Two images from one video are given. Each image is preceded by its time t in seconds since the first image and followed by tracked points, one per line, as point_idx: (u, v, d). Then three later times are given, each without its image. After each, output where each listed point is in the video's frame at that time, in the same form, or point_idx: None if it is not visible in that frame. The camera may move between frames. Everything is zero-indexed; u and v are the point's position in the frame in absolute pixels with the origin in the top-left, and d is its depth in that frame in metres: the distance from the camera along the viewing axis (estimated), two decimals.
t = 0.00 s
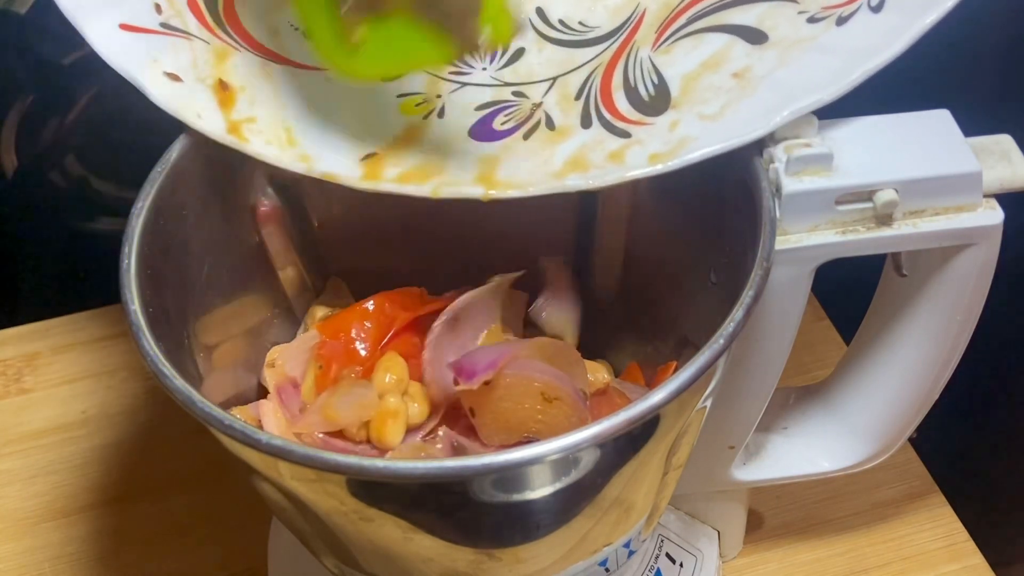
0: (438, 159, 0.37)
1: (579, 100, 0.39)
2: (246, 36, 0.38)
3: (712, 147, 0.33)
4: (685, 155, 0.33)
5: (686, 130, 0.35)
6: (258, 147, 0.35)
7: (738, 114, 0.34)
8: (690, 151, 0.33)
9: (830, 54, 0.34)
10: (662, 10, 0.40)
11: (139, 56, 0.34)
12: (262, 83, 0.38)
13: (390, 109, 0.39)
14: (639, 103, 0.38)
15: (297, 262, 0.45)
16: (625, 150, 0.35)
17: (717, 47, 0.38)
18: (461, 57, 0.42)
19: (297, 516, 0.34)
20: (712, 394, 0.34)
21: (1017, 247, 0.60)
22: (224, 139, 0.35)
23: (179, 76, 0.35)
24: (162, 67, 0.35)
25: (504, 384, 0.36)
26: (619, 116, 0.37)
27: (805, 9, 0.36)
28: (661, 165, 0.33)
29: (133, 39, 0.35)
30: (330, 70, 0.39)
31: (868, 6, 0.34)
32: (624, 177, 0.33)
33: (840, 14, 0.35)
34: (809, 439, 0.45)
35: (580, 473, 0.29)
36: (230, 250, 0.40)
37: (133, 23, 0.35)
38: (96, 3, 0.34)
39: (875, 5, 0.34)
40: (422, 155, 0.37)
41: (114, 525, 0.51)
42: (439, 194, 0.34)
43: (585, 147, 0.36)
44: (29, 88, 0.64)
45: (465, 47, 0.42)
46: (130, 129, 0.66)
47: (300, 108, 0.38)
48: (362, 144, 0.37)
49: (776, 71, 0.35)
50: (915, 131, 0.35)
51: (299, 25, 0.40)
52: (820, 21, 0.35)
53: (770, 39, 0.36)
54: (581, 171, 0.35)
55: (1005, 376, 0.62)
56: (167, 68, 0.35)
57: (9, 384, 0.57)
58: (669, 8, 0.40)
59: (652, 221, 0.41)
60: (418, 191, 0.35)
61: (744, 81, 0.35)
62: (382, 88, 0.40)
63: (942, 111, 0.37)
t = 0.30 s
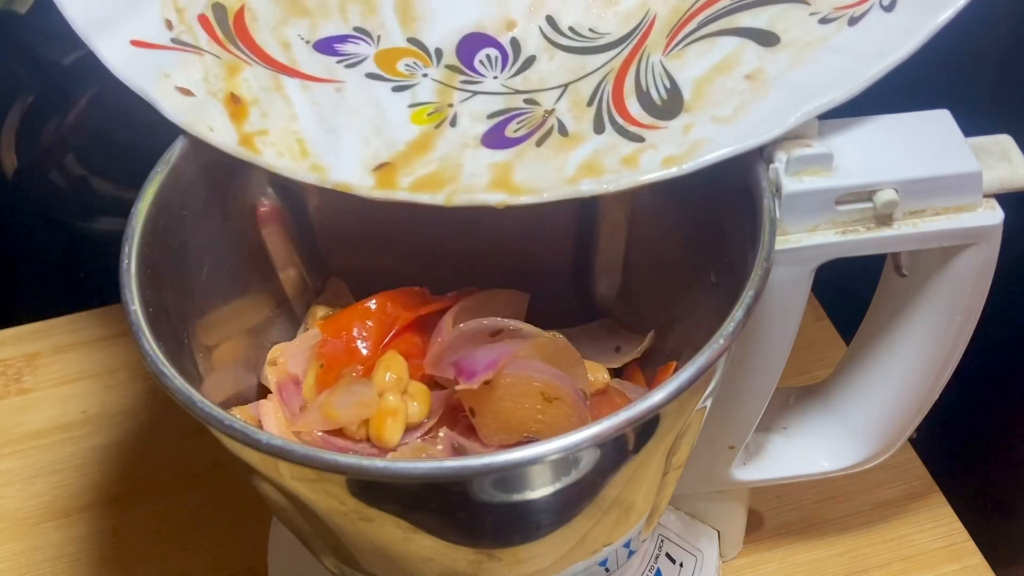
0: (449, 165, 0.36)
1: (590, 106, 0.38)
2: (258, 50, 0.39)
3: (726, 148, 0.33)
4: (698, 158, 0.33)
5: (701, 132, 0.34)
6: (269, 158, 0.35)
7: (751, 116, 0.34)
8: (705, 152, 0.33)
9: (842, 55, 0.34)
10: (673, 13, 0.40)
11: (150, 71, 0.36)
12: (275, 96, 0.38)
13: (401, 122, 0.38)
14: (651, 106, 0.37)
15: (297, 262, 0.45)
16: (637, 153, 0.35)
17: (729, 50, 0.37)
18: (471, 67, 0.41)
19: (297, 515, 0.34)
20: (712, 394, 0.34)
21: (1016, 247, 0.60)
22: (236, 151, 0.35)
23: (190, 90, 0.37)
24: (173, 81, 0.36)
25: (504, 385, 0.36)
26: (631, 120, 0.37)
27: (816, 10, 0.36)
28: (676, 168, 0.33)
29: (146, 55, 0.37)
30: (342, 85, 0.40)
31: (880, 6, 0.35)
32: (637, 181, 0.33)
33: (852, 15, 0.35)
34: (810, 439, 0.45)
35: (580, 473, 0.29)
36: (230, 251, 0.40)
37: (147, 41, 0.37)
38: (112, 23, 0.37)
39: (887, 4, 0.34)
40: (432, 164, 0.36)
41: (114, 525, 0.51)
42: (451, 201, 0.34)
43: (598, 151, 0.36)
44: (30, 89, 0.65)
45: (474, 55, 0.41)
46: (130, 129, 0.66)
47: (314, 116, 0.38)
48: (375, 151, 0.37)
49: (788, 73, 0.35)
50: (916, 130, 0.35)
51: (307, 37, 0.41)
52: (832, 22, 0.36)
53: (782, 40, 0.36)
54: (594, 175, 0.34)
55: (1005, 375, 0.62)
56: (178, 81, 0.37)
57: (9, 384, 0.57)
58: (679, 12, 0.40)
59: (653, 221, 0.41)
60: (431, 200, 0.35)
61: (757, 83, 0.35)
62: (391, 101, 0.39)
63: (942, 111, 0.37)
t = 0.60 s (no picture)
0: (419, 138, 0.35)
1: (562, 80, 0.38)
2: (238, 24, 0.39)
3: (695, 121, 0.32)
4: (667, 131, 0.32)
5: (667, 107, 0.33)
6: (247, 127, 0.34)
7: (720, 91, 0.33)
8: (674, 126, 0.32)
9: (807, 32, 0.33)
10: None
11: (133, 40, 0.34)
12: (253, 68, 0.37)
13: (377, 94, 0.38)
14: (621, 82, 0.36)
15: (297, 262, 0.45)
16: (606, 127, 0.34)
17: (700, 28, 0.37)
18: (447, 42, 0.41)
19: (297, 516, 0.34)
20: (712, 393, 0.34)
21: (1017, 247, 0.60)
22: (215, 121, 0.33)
23: (171, 60, 0.35)
24: (155, 53, 0.35)
25: (503, 385, 0.36)
26: (602, 95, 0.36)
27: None
28: (641, 142, 0.32)
29: (128, 27, 0.35)
30: (320, 58, 0.39)
31: None
32: (605, 152, 0.32)
33: None
34: (810, 439, 0.45)
35: (580, 473, 0.29)
36: (230, 251, 0.40)
37: (129, 13, 0.35)
38: None
39: None
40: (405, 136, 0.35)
41: (114, 525, 0.51)
42: (422, 170, 0.32)
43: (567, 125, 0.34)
44: (29, 89, 0.64)
45: (451, 32, 0.42)
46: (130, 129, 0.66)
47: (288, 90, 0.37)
48: (349, 125, 0.35)
49: (755, 50, 0.34)
50: (914, 130, 0.35)
51: (287, 12, 0.41)
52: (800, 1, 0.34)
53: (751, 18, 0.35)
54: (563, 148, 0.33)
55: (1006, 376, 0.62)
56: (160, 53, 0.35)
57: (9, 384, 0.57)
58: None
59: (652, 220, 0.41)
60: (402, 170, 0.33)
61: (725, 60, 0.34)
62: (367, 74, 0.39)
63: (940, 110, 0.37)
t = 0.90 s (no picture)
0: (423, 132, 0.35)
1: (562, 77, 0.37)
2: (239, 17, 0.39)
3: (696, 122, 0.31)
4: (670, 129, 0.31)
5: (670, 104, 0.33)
6: (249, 122, 0.33)
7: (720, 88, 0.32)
8: (678, 124, 0.32)
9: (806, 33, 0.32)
10: None
11: (134, 33, 0.34)
12: (255, 61, 0.37)
13: (377, 89, 0.38)
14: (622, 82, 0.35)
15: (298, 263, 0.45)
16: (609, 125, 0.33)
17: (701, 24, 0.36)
18: (449, 37, 0.41)
19: (297, 516, 0.34)
20: (712, 393, 0.34)
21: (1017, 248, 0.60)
22: (216, 115, 0.33)
23: (173, 54, 0.34)
24: (156, 45, 0.34)
25: (503, 385, 0.36)
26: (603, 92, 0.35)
27: None
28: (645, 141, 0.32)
29: (131, 19, 0.35)
30: (322, 53, 0.39)
31: None
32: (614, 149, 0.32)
33: None
34: (810, 439, 0.45)
35: (580, 472, 0.29)
36: (230, 250, 0.40)
37: (131, 5, 0.35)
38: None
39: None
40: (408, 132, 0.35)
41: (114, 525, 0.51)
42: (423, 167, 0.33)
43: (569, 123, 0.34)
44: (29, 89, 0.64)
45: (452, 28, 0.42)
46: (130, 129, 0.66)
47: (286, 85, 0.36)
48: (351, 120, 0.36)
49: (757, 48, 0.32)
50: (914, 130, 0.35)
51: (289, 5, 0.41)
52: None
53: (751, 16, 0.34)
54: (567, 147, 0.33)
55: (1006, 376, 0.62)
56: (161, 45, 0.34)
57: (9, 384, 0.57)
58: None
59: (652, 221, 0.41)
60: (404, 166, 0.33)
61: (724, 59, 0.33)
62: (367, 68, 0.39)
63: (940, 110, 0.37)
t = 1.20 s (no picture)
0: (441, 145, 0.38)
1: (583, 87, 0.39)
2: (251, 27, 0.40)
3: (717, 131, 0.33)
4: (690, 141, 0.34)
5: (695, 115, 0.35)
6: (263, 134, 0.36)
7: (747, 98, 0.34)
8: (698, 135, 0.34)
9: (833, 41, 0.33)
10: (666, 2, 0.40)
11: (143, 44, 0.36)
12: (268, 73, 0.39)
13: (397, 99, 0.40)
14: (645, 89, 0.37)
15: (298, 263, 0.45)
16: (631, 133, 0.36)
17: (723, 33, 0.37)
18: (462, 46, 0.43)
19: (297, 516, 0.34)
20: (712, 393, 0.34)
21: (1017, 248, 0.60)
22: (230, 126, 0.36)
23: (183, 65, 0.36)
24: (166, 56, 0.36)
25: (504, 386, 0.36)
26: (625, 100, 0.37)
27: None
28: (667, 150, 0.34)
29: (140, 30, 0.36)
30: (336, 61, 0.41)
31: None
32: (626, 162, 0.34)
33: None
34: (809, 439, 0.45)
35: (580, 472, 0.29)
36: (230, 252, 0.40)
37: (140, 15, 0.37)
38: None
39: None
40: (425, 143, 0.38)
41: (114, 525, 0.51)
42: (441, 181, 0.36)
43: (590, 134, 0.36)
44: (29, 88, 0.64)
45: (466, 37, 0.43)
46: (131, 129, 0.66)
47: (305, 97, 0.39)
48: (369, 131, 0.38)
49: (785, 56, 0.34)
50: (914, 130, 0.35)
51: (301, 15, 0.41)
52: (826, 7, 0.35)
53: (775, 25, 0.35)
54: (584, 159, 0.35)
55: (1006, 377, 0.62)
56: (171, 56, 0.36)
57: (9, 384, 0.57)
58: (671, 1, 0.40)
59: (652, 221, 0.41)
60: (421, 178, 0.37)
61: (751, 68, 0.35)
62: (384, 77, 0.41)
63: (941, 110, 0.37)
